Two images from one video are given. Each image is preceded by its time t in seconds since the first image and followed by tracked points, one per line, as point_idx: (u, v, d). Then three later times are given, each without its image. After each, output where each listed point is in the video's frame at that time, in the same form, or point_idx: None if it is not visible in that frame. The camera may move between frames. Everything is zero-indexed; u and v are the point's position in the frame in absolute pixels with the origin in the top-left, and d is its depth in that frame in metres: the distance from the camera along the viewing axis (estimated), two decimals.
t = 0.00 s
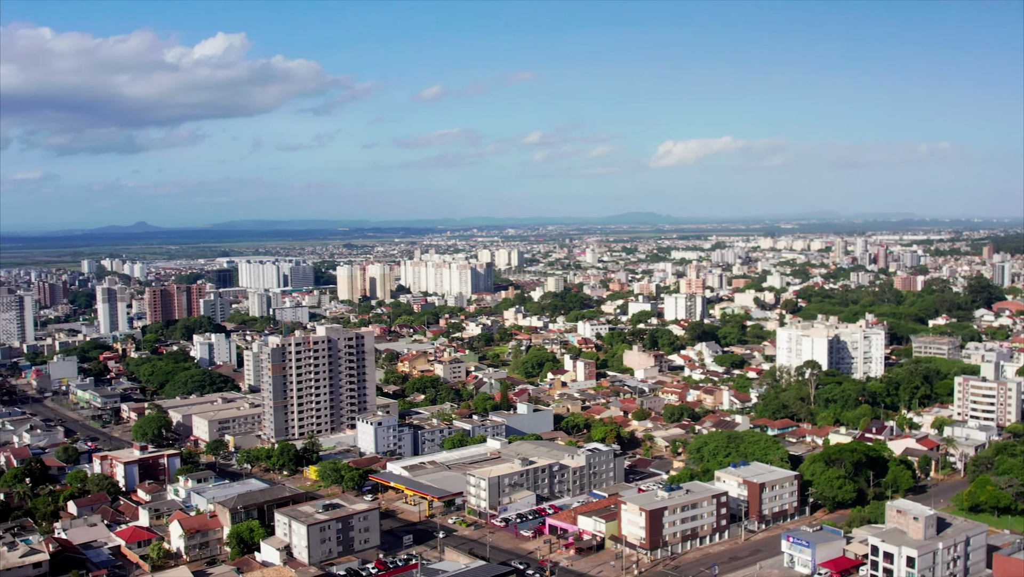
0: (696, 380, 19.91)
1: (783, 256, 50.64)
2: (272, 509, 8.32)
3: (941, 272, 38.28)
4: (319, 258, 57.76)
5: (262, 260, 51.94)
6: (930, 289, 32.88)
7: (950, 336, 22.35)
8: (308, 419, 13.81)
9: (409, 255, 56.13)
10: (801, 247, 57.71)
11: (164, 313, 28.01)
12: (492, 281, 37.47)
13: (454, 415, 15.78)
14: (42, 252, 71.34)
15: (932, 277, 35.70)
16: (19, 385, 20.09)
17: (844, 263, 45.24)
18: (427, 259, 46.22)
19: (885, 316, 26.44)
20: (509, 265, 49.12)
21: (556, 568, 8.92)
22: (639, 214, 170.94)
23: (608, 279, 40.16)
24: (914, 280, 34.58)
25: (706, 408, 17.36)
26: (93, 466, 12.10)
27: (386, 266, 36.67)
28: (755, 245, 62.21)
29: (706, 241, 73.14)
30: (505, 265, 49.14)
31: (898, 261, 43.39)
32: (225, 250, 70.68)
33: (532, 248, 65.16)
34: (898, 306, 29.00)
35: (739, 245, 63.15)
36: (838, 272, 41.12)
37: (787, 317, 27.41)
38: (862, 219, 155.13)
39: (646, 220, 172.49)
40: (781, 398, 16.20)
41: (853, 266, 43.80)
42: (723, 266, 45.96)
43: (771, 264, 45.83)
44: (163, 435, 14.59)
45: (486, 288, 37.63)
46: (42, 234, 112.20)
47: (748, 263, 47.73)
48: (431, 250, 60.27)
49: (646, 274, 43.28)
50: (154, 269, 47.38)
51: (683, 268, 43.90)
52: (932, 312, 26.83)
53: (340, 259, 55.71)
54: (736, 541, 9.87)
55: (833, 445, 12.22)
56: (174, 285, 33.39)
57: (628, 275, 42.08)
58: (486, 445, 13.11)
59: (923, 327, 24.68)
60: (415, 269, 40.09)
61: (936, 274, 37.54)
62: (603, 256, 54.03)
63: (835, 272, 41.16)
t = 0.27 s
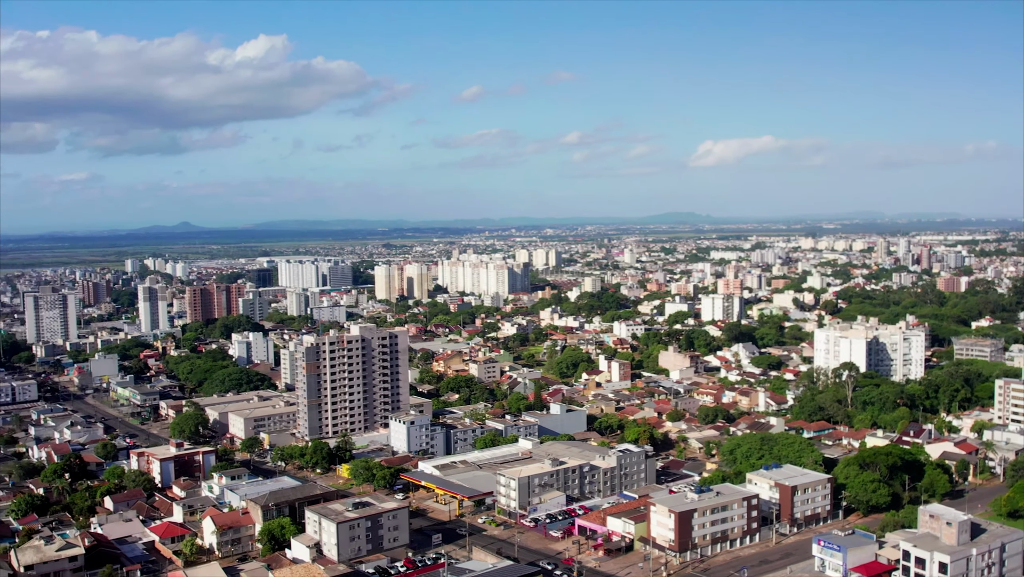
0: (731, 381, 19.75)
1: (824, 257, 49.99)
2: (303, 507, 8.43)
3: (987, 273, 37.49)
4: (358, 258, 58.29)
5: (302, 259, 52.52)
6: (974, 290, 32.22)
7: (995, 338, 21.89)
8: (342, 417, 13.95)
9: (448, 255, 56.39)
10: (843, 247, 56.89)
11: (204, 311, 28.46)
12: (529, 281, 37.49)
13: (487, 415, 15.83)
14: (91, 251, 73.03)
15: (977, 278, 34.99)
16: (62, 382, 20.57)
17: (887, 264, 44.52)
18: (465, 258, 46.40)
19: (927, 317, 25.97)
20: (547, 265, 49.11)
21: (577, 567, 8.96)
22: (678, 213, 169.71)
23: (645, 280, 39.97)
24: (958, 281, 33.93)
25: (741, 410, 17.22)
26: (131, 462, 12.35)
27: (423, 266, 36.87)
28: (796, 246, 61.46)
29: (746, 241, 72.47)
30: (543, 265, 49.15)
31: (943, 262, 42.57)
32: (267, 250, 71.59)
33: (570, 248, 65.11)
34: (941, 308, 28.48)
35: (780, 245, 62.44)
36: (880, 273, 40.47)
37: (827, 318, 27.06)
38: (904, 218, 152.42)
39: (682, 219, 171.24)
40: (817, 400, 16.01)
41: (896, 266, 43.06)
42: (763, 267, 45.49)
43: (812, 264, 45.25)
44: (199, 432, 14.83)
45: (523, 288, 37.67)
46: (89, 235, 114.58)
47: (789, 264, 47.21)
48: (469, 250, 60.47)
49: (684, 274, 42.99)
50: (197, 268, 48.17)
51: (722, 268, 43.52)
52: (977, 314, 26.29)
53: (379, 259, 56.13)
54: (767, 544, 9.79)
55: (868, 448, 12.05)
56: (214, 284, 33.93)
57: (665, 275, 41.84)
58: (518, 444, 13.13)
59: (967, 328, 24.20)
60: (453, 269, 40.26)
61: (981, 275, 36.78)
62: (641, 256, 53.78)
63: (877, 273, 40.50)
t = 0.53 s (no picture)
0: (767, 383, 19.57)
1: (865, 258, 49.27)
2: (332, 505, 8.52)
3: None
4: (398, 258, 58.72)
5: (340, 259, 53.02)
6: (1020, 291, 31.53)
7: None
8: (375, 416, 14.06)
9: (484, 255, 56.58)
10: (885, 247, 56.02)
11: (242, 310, 28.86)
12: (565, 281, 37.47)
13: (519, 415, 15.87)
14: (135, 251, 74.45)
15: (1023, 280, 34.23)
16: (103, 380, 20.98)
17: (930, 265, 43.73)
18: (501, 258, 46.51)
19: (970, 319, 25.48)
20: (584, 265, 49.05)
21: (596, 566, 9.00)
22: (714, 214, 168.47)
23: (681, 280, 39.74)
24: (1002, 282, 33.23)
25: (776, 412, 17.07)
26: (166, 458, 12.58)
27: (459, 266, 37.03)
28: (837, 246, 60.66)
29: (785, 241, 71.76)
30: (580, 265, 49.11)
31: (987, 263, 41.72)
32: (306, 250, 72.26)
33: (607, 247, 64.98)
34: (985, 309, 27.92)
35: (820, 245, 61.67)
36: (922, 274, 39.78)
37: (866, 319, 26.68)
38: (945, 217, 149.60)
39: (718, 218, 169.87)
40: (854, 402, 15.81)
41: (939, 267, 42.28)
42: (802, 267, 44.97)
43: (853, 265, 44.63)
44: (234, 430, 15.05)
45: (559, 288, 37.66)
46: (132, 235, 116.69)
47: (829, 264, 46.64)
48: (506, 250, 60.58)
49: (722, 275, 42.66)
50: (237, 268, 48.86)
51: (760, 268, 43.10)
52: (1022, 316, 25.74)
53: (417, 259, 56.46)
54: (798, 548, 9.69)
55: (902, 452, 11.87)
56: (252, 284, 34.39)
57: (702, 275, 41.55)
58: (549, 445, 13.13)
59: (1011, 331, 23.69)
60: (489, 269, 40.37)
61: None
62: (678, 257, 53.47)
63: (920, 274, 39.82)
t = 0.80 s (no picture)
0: (803, 384, 19.36)
1: (908, 258, 48.47)
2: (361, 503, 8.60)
3: None
4: (435, 257, 59.02)
5: (377, 259, 53.43)
6: None
7: None
8: (406, 415, 14.16)
9: (520, 255, 56.68)
10: (928, 248, 55.07)
11: (279, 310, 29.22)
12: (601, 281, 37.40)
13: (552, 415, 15.88)
14: (177, 251, 75.74)
15: None
16: (142, 378, 21.37)
17: (974, 266, 42.90)
18: (538, 258, 46.55)
19: (1014, 321, 24.95)
20: (621, 265, 48.93)
21: (619, 566, 9.05)
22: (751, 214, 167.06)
23: (718, 281, 39.47)
24: None
25: (811, 414, 16.89)
26: (201, 455, 12.79)
27: (495, 266, 37.10)
28: (878, 246, 59.77)
29: (825, 242, 70.90)
30: (616, 265, 48.99)
31: None
32: (344, 250, 72.77)
33: (644, 247, 64.74)
34: None
35: (861, 245, 60.79)
36: (965, 275, 39.05)
37: (907, 321, 26.27)
38: (987, 216, 146.60)
39: (754, 217, 168.24)
40: (890, 405, 15.59)
41: (983, 268, 41.46)
42: (842, 268, 44.37)
43: (894, 266, 43.95)
44: (269, 428, 15.26)
45: (595, 289, 37.58)
46: (172, 235, 118.58)
47: (869, 264, 45.97)
48: (542, 250, 60.61)
49: (760, 275, 42.26)
50: (276, 267, 49.46)
51: (799, 269, 42.62)
52: None
53: (454, 259, 56.72)
54: (829, 552, 9.58)
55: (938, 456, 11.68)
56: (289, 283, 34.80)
57: (740, 276, 41.21)
58: (579, 446, 13.11)
59: None
60: (525, 269, 40.43)
61: None
62: (716, 257, 53.09)
63: (963, 275, 39.10)
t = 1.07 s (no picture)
0: (840, 387, 19.13)
1: (952, 259, 47.56)
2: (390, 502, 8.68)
3: None
4: (471, 258, 59.22)
5: (414, 259, 53.75)
6: None
7: None
8: (438, 415, 14.24)
9: (557, 256, 56.70)
10: (974, 249, 53.99)
11: (315, 309, 29.53)
12: (638, 282, 37.29)
13: (584, 416, 15.87)
14: (219, 251, 76.89)
15: None
16: (181, 376, 21.74)
17: (1020, 268, 42.00)
18: (574, 259, 46.53)
19: None
20: (658, 266, 48.74)
21: (639, 564, 9.10)
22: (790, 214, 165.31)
23: (756, 282, 39.13)
24: None
25: (848, 417, 16.68)
26: (235, 453, 13.00)
27: (532, 266, 37.13)
28: (922, 247, 58.75)
29: (867, 242, 69.92)
30: (654, 265, 48.80)
31: None
32: (382, 250, 73.22)
33: (681, 248, 64.40)
34: None
35: (903, 246, 59.79)
36: (1011, 276, 38.23)
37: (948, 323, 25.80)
38: None
39: (791, 217, 166.38)
40: (928, 408, 15.36)
41: None
42: (884, 269, 43.69)
43: (938, 267, 43.17)
44: (303, 427, 15.44)
45: (632, 289, 37.46)
46: (212, 235, 120.33)
47: (912, 266, 45.17)
48: (580, 251, 60.54)
49: (800, 276, 41.78)
50: (314, 267, 50.01)
51: (839, 270, 42.06)
52: None
53: (491, 259, 56.89)
54: (860, 557, 9.48)
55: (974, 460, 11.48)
56: (326, 283, 35.16)
57: (779, 276, 40.78)
58: (610, 446, 13.08)
59: None
60: (561, 269, 40.43)
61: None
62: (755, 258, 52.62)
63: (1009, 276, 38.28)
